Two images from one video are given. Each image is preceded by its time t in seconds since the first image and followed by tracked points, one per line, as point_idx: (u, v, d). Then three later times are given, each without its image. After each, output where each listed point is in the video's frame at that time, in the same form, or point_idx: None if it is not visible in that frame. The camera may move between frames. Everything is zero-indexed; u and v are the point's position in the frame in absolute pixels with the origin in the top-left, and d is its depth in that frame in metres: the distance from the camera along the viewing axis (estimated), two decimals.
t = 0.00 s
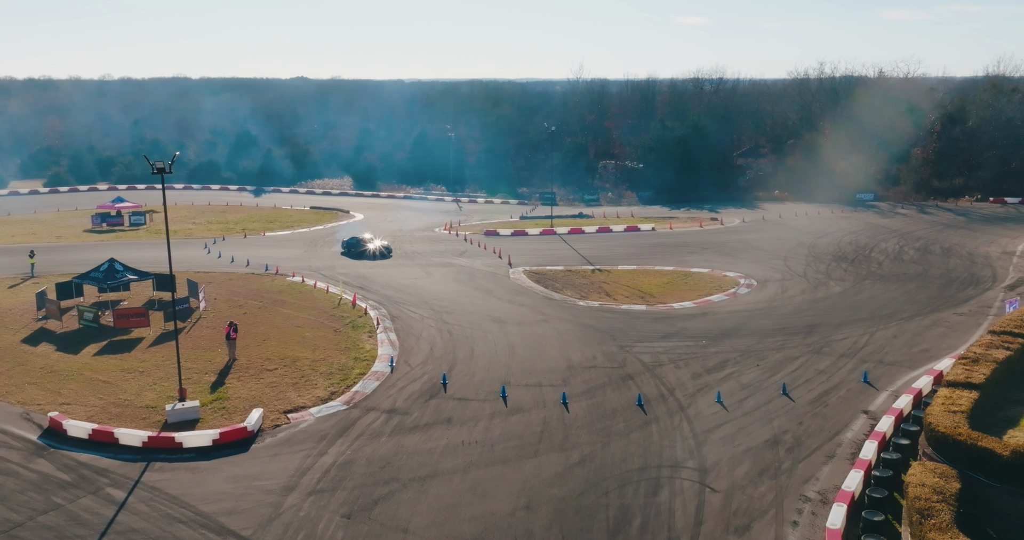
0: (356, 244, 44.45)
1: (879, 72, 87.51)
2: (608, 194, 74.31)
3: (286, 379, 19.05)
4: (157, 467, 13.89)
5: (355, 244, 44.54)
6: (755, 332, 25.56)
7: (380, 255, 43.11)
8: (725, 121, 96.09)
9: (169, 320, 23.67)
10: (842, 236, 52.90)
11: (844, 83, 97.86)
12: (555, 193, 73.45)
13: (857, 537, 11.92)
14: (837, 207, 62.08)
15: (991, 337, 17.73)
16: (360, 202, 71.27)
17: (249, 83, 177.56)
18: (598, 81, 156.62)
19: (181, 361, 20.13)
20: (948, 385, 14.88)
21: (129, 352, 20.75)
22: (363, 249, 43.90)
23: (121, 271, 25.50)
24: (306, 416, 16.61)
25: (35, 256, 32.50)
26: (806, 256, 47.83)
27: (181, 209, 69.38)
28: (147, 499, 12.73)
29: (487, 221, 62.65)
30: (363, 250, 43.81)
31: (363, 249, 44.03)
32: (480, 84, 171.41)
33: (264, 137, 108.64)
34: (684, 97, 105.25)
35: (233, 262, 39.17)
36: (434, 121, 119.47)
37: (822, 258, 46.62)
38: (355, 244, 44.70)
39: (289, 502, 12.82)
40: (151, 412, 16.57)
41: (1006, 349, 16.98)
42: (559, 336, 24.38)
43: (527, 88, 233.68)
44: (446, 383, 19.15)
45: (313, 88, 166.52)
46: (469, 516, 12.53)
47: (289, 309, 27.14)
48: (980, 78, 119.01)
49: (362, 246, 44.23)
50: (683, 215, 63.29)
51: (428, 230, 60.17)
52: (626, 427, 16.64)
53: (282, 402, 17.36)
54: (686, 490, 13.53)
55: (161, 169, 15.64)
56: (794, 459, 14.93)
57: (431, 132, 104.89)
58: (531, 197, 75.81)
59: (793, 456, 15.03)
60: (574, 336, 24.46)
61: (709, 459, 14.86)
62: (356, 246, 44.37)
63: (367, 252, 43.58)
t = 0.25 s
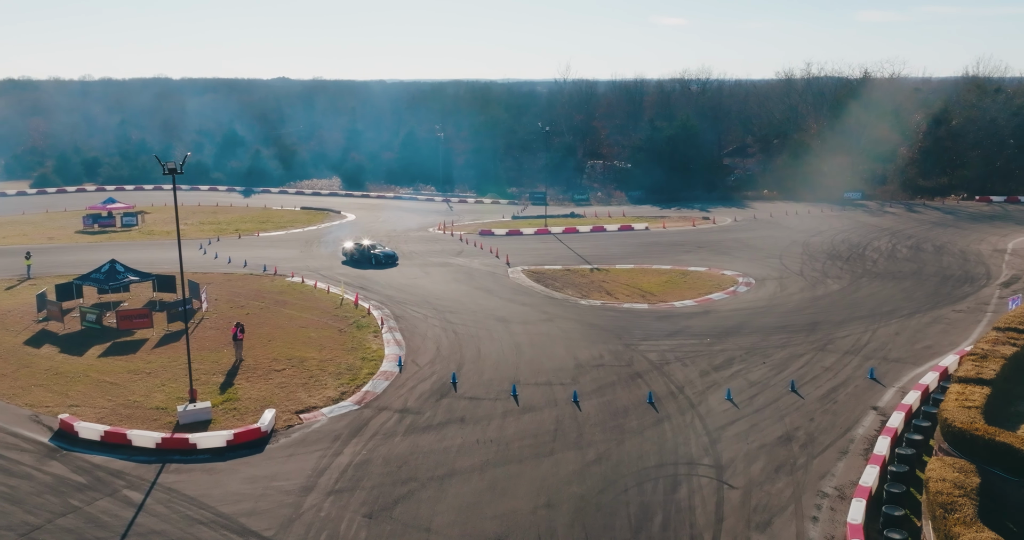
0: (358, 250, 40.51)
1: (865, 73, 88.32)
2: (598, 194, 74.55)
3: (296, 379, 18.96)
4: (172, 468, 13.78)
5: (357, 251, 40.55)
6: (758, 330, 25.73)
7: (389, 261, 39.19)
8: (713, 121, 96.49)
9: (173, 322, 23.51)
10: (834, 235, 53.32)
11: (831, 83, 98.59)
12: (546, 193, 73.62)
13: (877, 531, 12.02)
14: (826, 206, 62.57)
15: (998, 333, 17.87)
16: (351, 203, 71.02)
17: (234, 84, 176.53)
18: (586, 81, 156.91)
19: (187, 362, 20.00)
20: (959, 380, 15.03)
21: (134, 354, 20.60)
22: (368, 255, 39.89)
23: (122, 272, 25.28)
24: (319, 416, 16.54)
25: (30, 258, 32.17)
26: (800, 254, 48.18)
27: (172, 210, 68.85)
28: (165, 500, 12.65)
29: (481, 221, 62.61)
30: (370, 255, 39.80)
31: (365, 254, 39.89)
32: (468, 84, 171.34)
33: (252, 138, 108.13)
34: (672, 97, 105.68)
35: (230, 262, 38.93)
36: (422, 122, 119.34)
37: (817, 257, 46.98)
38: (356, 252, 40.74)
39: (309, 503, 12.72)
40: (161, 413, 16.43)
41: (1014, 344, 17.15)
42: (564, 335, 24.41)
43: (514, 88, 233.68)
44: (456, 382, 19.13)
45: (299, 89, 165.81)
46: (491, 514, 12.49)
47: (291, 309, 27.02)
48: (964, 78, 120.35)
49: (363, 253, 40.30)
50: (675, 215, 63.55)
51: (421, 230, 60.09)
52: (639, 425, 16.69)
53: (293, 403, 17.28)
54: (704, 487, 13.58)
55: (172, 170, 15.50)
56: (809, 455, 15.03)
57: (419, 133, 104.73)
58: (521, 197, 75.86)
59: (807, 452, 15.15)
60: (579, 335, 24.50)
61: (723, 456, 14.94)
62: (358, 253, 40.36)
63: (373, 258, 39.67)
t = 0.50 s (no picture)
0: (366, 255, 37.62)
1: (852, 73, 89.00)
2: (589, 194, 74.74)
3: (305, 380, 18.88)
4: (188, 470, 13.70)
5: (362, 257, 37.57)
6: (762, 328, 25.87)
7: (405, 268, 36.59)
8: (701, 121, 96.82)
9: (177, 323, 23.34)
10: (828, 234, 53.67)
11: (818, 84, 99.28)
12: (536, 193, 73.68)
13: (897, 526, 12.12)
14: (814, 205, 62.98)
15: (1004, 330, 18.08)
16: (342, 203, 70.73)
17: (220, 84, 175.32)
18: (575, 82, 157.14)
19: (194, 363, 19.87)
20: (970, 377, 15.19)
21: (139, 355, 20.44)
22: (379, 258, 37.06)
23: (124, 274, 25.07)
24: (332, 417, 16.47)
25: (27, 259, 31.87)
26: (795, 253, 48.48)
27: (163, 211, 68.33)
28: (183, 502, 12.57)
29: (475, 221, 62.51)
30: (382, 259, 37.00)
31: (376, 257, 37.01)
32: (457, 85, 171.18)
33: (240, 138, 107.59)
34: (660, 97, 106.11)
35: (225, 263, 38.69)
36: (411, 122, 119.15)
37: (812, 256, 47.26)
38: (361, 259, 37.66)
39: (329, 503, 12.67)
40: (172, 415, 16.32)
41: (1020, 341, 17.35)
42: (570, 334, 24.43)
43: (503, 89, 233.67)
44: (466, 382, 19.11)
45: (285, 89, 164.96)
46: (514, 513, 12.49)
47: (294, 309, 26.88)
48: (950, 79, 121.52)
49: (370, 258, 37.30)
50: (666, 214, 63.76)
51: (413, 230, 59.98)
52: (652, 423, 16.75)
53: (305, 403, 17.20)
54: (722, 484, 13.65)
55: (185, 171, 15.38)
56: (822, 452, 15.15)
57: (408, 133, 104.46)
58: (511, 197, 75.83)
59: (821, 449, 15.26)
60: (585, 334, 24.53)
61: (738, 453, 15.03)
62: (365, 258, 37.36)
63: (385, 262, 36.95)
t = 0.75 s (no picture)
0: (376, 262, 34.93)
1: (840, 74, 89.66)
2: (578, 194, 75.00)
3: (314, 380, 18.79)
4: (205, 471, 13.61)
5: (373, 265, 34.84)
6: (764, 326, 26.05)
7: (425, 276, 34.54)
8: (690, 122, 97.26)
9: (180, 324, 23.18)
10: (820, 232, 54.08)
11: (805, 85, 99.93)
12: (526, 193, 73.69)
13: (916, 521, 12.24)
14: (803, 204, 63.37)
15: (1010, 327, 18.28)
16: (334, 204, 70.46)
17: (205, 85, 174.15)
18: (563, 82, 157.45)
19: (202, 365, 19.74)
20: (981, 373, 15.36)
21: (145, 357, 20.28)
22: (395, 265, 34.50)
23: (126, 275, 24.86)
24: (345, 417, 16.42)
25: (22, 261, 31.55)
26: (789, 252, 48.79)
27: (154, 213, 67.83)
28: (203, 503, 12.48)
29: (469, 221, 62.49)
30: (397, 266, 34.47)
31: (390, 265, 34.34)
32: (445, 85, 171.13)
33: (228, 140, 107.24)
34: (648, 97, 106.59)
35: (221, 264, 38.46)
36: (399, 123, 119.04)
37: (807, 254, 47.55)
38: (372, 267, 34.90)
39: (350, 504, 12.63)
40: (184, 417, 16.21)
41: None
42: (575, 334, 24.45)
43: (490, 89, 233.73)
44: (476, 382, 19.07)
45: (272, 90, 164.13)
46: (536, 511, 12.49)
47: (297, 310, 26.76)
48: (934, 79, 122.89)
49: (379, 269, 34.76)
50: (658, 214, 63.97)
51: (407, 231, 59.86)
52: (665, 421, 16.80)
53: (317, 404, 17.12)
54: (740, 481, 13.72)
55: (197, 172, 15.22)
56: (836, 448, 15.28)
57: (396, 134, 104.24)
58: (501, 197, 75.84)
59: (834, 445, 15.39)
60: (590, 333, 24.57)
61: (754, 450, 15.11)
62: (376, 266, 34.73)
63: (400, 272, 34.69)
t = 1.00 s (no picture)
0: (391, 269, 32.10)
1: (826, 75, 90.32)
2: (569, 194, 75.09)
3: (324, 381, 18.72)
4: (222, 473, 13.52)
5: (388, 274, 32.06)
6: (767, 324, 26.21)
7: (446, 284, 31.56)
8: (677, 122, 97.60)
9: (184, 326, 23.02)
10: (812, 231, 54.42)
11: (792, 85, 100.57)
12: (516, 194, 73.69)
13: (935, 516, 12.35)
14: (790, 204, 63.71)
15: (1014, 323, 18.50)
16: (325, 205, 70.15)
17: (190, 86, 172.89)
18: (551, 83, 157.53)
19: (209, 367, 19.61)
20: (991, 369, 15.54)
21: (151, 359, 20.12)
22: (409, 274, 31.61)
23: (128, 277, 24.65)
24: (358, 418, 16.34)
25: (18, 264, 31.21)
26: (783, 251, 49.08)
27: (145, 214, 67.29)
28: (223, 505, 12.41)
29: (463, 221, 62.39)
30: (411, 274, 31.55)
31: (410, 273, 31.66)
32: (433, 86, 170.71)
33: (216, 141, 106.66)
34: (636, 98, 106.79)
35: (217, 265, 38.20)
36: (387, 124, 118.71)
37: (802, 253, 47.85)
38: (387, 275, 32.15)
39: (371, 505, 12.59)
40: (195, 419, 16.09)
41: None
42: (581, 333, 24.48)
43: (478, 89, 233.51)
44: (486, 381, 19.05)
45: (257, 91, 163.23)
46: (558, 510, 12.50)
47: (300, 311, 26.63)
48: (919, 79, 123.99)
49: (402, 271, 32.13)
50: (650, 214, 64.16)
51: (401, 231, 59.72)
52: (677, 419, 16.87)
53: (329, 405, 17.06)
54: (758, 478, 13.79)
55: (211, 173, 15.19)
56: (849, 445, 15.41)
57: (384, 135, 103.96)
58: (490, 198, 75.80)
59: (847, 442, 15.52)
60: (595, 332, 24.61)
61: (768, 448, 15.20)
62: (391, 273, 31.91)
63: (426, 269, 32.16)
